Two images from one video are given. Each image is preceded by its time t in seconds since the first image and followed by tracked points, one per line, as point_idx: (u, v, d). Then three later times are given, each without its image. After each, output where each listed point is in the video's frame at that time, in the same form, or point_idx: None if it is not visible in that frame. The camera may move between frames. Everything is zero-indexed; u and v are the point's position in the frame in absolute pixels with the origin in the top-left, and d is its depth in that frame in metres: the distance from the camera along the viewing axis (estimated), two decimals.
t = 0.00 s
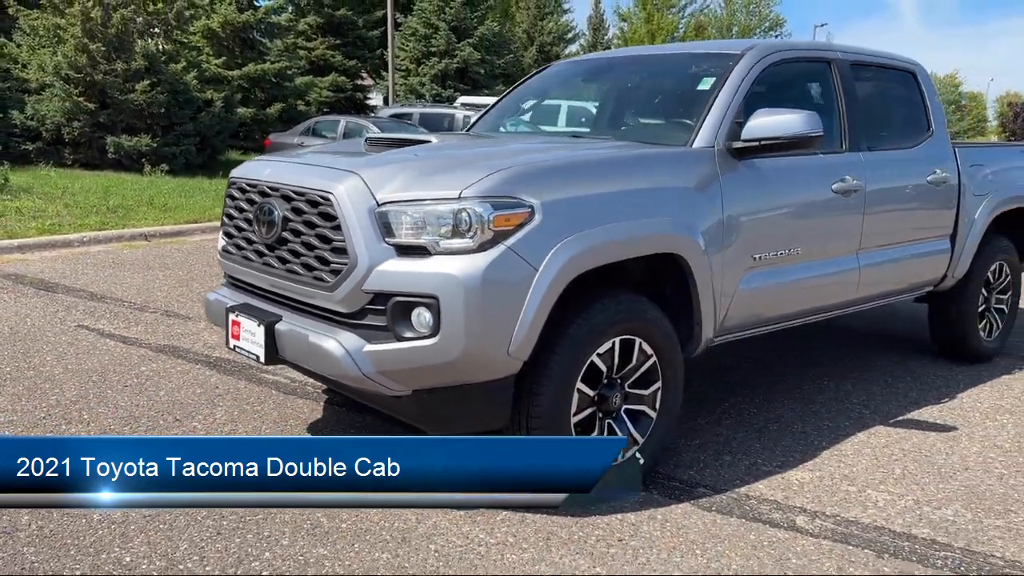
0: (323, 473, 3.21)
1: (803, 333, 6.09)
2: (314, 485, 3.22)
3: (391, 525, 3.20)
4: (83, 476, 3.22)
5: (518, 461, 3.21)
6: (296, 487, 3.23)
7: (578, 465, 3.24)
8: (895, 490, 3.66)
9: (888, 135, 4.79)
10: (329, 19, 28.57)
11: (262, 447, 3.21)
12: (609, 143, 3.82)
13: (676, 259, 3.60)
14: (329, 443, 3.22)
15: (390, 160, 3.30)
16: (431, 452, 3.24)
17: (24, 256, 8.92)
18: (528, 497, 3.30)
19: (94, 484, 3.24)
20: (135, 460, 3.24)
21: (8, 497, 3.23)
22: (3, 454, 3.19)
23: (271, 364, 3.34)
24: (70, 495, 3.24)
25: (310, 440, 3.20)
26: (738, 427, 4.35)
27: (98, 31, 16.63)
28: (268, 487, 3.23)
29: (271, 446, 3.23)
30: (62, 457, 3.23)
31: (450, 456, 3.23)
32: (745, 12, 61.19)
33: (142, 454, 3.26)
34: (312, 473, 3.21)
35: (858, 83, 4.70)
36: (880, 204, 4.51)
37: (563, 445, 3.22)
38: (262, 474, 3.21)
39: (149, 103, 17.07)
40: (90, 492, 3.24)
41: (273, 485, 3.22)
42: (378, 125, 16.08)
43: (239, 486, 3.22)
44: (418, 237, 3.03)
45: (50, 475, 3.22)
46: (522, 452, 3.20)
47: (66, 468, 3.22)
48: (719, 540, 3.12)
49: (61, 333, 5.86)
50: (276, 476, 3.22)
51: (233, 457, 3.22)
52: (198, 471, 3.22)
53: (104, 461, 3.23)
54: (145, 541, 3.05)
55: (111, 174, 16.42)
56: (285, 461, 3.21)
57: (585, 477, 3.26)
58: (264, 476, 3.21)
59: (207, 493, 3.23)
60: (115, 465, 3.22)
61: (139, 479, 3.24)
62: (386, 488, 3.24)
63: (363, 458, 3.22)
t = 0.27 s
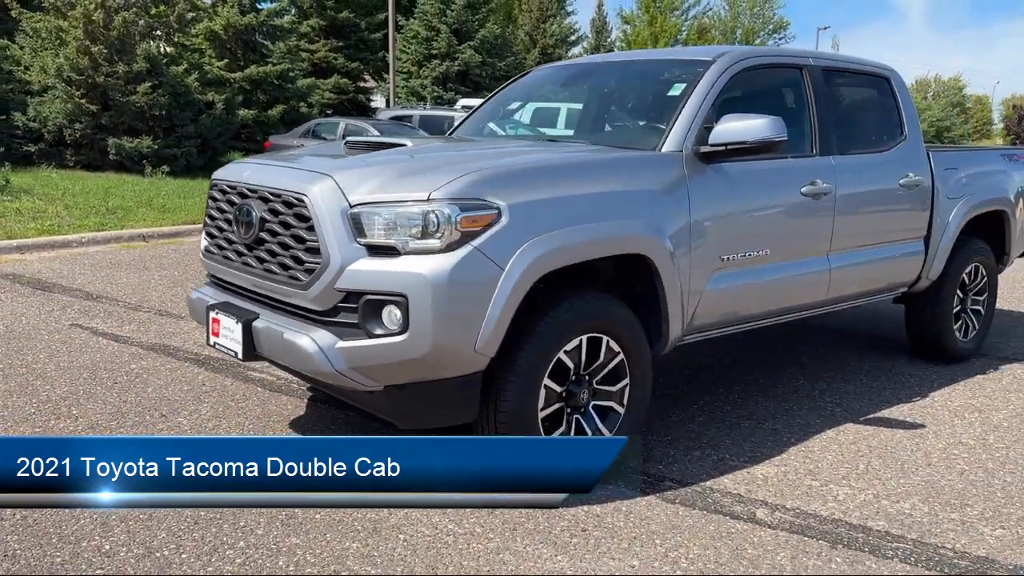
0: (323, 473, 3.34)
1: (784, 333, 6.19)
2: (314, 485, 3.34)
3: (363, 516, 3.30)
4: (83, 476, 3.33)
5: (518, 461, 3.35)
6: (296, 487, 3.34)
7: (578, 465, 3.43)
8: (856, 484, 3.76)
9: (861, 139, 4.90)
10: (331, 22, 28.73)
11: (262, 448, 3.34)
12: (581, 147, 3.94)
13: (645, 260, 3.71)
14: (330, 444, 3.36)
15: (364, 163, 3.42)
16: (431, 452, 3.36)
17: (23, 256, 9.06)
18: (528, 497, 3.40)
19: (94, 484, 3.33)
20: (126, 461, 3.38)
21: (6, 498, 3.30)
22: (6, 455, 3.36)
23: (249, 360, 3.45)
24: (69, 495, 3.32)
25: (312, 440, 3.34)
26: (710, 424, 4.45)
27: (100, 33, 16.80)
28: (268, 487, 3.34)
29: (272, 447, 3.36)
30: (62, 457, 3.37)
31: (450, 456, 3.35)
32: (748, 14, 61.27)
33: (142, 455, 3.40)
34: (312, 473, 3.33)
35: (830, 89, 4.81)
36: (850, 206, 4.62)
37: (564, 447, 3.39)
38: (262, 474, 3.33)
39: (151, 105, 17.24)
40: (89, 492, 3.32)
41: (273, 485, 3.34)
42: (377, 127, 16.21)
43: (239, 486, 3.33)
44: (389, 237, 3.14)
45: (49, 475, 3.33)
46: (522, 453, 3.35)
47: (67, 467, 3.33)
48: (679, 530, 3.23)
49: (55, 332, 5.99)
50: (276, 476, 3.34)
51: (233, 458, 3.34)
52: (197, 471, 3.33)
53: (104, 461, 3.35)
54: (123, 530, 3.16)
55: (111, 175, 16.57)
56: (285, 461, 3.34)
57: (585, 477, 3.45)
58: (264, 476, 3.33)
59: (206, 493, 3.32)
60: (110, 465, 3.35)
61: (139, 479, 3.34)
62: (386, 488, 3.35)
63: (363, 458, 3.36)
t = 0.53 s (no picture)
0: (324, 472, 3.45)
1: (772, 333, 6.30)
2: (314, 485, 3.44)
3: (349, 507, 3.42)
4: (84, 476, 3.46)
5: (518, 461, 3.48)
6: (295, 487, 3.44)
7: (579, 465, 3.57)
8: (831, 479, 3.87)
9: (843, 143, 5.01)
10: (337, 24, 28.90)
11: (263, 449, 3.51)
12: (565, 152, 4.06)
13: (626, 260, 3.83)
14: (331, 445, 3.52)
15: (352, 167, 3.54)
16: (430, 453, 3.48)
17: (28, 256, 9.21)
18: (527, 497, 3.47)
19: (95, 484, 3.43)
20: (125, 459, 3.58)
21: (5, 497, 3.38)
22: (10, 458, 3.54)
23: (241, 357, 3.58)
24: (69, 494, 3.39)
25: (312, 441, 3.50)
26: (693, 421, 4.56)
27: (106, 36, 16.96)
28: (268, 487, 3.44)
29: (272, 450, 3.52)
30: (61, 458, 3.55)
31: (450, 456, 3.46)
32: (754, 16, 61.30)
33: (142, 456, 3.60)
34: (312, 472, 3.45)
35: (812, 94, 4.93)
36: (831, 209, 4.74)
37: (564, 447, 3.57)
38: (262, 474, 3.45)
39: (156, 107, 17.41)
40: (90, 492, 3.40)
41: (273, 485, 3.44)
42: (380, 129, 16.36)
43: (239, 485, 3.43)
44: (375, 239, 3.25)
45: (51, 475, 3.46)
46: (522, 453, 3.49)
47: (67, 467, 3.48)
48: (654, 522, 3.35)
49: (58, 330, 6.13)
50: (276, 476, 3.46)
51: (234, 458, 3.49)
52: (197, 471, 3.46)
53: (104, 462, 3.53)
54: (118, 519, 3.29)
55: (117, 176, 16.74)
56: (285, 461, 3.48)
57: (585, 477, 3.57)
58: (264, 475, 3.45)
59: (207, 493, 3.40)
60: (109, 461, 3.55)
61: (139, 479, 3.47)
62: (386, 488, 3.46)
63: (363, 458, 3.49)
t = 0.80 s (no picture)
0: (323, 473, 3.48)
1: (765, 332, 6.43)
2: (314, 485, 3.46)
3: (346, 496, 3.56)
4: (84, 476, 3.48)
5: (518, 461, 3.58)
6: (295, 487, 3.46)
7: (578, 466, 3.68)
8: (813, 471, 4.00)
9: (831, 146, 5.13)
10: (343, 27, 29.10)
11: (263, 449, 3.53)
12: (556, 155, 4.19)
13: (614, 260, 3.96)
14: (331, 446, 3.55)
15: (349, 169, 3.68)
16: (431, 453, 3.55)
17: (38, 257, 9.39)
18: (527, 497, 3.52)
19: (95, 484, 3.46)
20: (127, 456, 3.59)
21: (7, 498, 3.41)
22: (9, 457, 3.54)
23: (242, 352, 3.73)
24: (69, 494, 3.43)
25: (311, 441, 3.53)
26: (682, 416, 4.70)
27: (115, 39, 17.17)
28: (268, 487, 3.46)
29: (273, 450, 3.54)
30: (62, 458, 3.57)
31: (450, 457, 3.55)
32: (760, 18, 61.39)
33: (142, 455, 3.59)
34: (312, 473, 3.47)
35: (801, 97, 5.05)
36: (818, 211, 4.86)
37: (564, 449, 3.70)
38: (263, 474, 3.47)
39: (164, 110, 17.61)
40: (90, 492, 3.43)
41: (273, 485, 3.46)
42: (385, 132, 16.53)
43: (239, 485, 3.45)
44: (370, 239, 3.39)
45: (50, 475, 3.48)
46: (522, 454, 3.60)
47: (66, 468, 3.49)
48: (637, 511, 3.49)
49: (67, 328, 6.30)
50: (276, 476, 3.47)
51: (234, 458, 3.51)
52: (198, 471, 3.49)
53: (104, 462, 3.53)
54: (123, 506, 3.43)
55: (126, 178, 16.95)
56: (285, 461, 3.50)
57: (584, 477, 3.66)
58: (264, 475, 3.47)
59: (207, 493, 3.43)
60: (110, 460, 3.56)
61: (139, 479, 3.49)
62: (386, 488, 3.49)
63: (363, 458, 3.53)
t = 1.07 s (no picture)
0: (323, 473, 3.51)
1: (758, 330, 6.56)
2: (314, 485, 3.50)
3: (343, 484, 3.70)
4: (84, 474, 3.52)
5: (518, 461, 3.66)
6: (295, 487, 3.49)
7: (578, 466, 3.73)
8: (796, 462, 4.14)
9: (820, 147, 5.26)
10: (352, 30, 29.33)
11: (263, 448, 3.53)
12: (548, 156, 4.34)
13: (602, 257, 4.10)
14: (330, 445, 3.57)
15: (346, 171, 3.83)
16: (431, 453, 3.60)
17: (50, 258, 9.58)
18: (527, 497, 3.56)
19: (94, 484, 3.48)
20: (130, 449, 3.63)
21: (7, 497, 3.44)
22: (9, 456, 3.55)
23: (244, 347, 3.88)
24: (69, 495, 3.46)
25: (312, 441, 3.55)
26: (673, 410, 4.83)
27: (125, 44, 17.40)
28: (268, 487, 3.49)
29: (273, 449, 3.55)
30: (62, 458, 3.57)
31: (450, 457, 3.60)
32: (768, 19, 61.40)
33: (142, 455, 3.59)
34: (312, 473, 3.51)
35: (789, 99, 5.18)
36: (804, 210, 5.00)
37: (565, 449, 3.76)
38: (263, 474, 3.49)
39: (174, 113, 17.83)
40: (90, 493, 3.46)
41: (273, 485, 3.49)
42: (392, 134, 16.72)
43: (239, 486, 3.48)
44: (365, 237, 3.54)
45: (50, 474, 3.50)
46: (522, 454, 3.69)
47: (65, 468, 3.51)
48: (623, 499, 3.63)
49: (78, 326, 6.48)
50: (276, 476, 3.50)
51: (235, 458, 3.52)
52: (198, 471, 3.50)
53: (104, 461, 3.54)
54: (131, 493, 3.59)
55: (136, 181, 17.18)
56: (285, 461, 3.52)
57: (584, 477, 3.71)
58: (264, 476, 3.49)
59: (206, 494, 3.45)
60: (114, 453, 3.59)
61: (139, 479, 3.50)
62: (386, 488, 3.53)
63: (363, 458, 3.56)
